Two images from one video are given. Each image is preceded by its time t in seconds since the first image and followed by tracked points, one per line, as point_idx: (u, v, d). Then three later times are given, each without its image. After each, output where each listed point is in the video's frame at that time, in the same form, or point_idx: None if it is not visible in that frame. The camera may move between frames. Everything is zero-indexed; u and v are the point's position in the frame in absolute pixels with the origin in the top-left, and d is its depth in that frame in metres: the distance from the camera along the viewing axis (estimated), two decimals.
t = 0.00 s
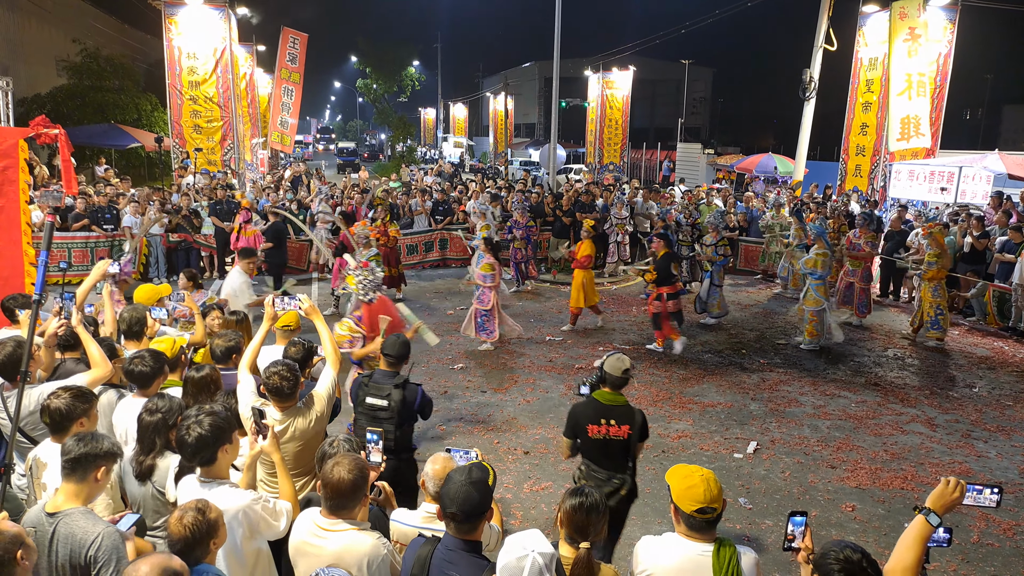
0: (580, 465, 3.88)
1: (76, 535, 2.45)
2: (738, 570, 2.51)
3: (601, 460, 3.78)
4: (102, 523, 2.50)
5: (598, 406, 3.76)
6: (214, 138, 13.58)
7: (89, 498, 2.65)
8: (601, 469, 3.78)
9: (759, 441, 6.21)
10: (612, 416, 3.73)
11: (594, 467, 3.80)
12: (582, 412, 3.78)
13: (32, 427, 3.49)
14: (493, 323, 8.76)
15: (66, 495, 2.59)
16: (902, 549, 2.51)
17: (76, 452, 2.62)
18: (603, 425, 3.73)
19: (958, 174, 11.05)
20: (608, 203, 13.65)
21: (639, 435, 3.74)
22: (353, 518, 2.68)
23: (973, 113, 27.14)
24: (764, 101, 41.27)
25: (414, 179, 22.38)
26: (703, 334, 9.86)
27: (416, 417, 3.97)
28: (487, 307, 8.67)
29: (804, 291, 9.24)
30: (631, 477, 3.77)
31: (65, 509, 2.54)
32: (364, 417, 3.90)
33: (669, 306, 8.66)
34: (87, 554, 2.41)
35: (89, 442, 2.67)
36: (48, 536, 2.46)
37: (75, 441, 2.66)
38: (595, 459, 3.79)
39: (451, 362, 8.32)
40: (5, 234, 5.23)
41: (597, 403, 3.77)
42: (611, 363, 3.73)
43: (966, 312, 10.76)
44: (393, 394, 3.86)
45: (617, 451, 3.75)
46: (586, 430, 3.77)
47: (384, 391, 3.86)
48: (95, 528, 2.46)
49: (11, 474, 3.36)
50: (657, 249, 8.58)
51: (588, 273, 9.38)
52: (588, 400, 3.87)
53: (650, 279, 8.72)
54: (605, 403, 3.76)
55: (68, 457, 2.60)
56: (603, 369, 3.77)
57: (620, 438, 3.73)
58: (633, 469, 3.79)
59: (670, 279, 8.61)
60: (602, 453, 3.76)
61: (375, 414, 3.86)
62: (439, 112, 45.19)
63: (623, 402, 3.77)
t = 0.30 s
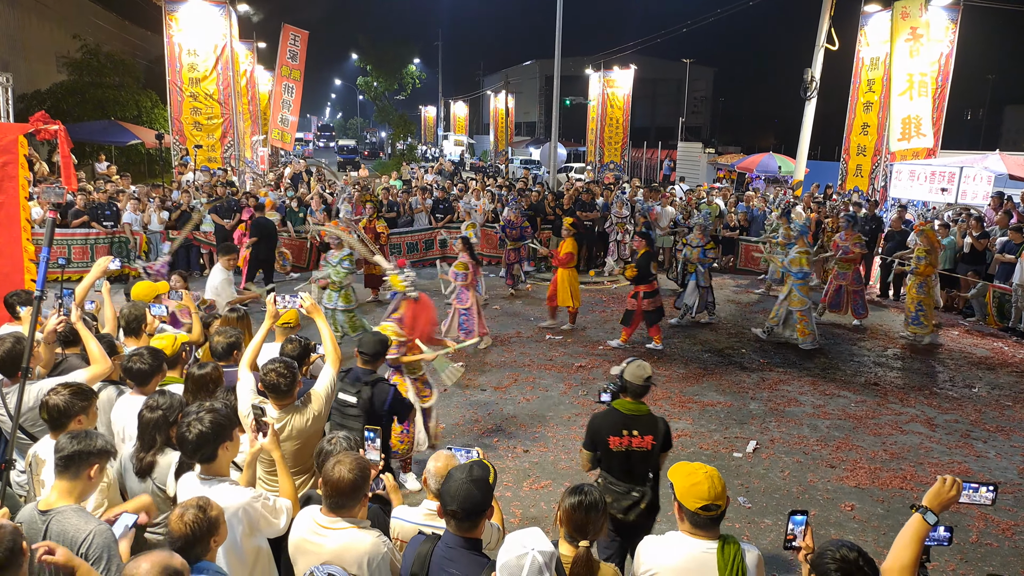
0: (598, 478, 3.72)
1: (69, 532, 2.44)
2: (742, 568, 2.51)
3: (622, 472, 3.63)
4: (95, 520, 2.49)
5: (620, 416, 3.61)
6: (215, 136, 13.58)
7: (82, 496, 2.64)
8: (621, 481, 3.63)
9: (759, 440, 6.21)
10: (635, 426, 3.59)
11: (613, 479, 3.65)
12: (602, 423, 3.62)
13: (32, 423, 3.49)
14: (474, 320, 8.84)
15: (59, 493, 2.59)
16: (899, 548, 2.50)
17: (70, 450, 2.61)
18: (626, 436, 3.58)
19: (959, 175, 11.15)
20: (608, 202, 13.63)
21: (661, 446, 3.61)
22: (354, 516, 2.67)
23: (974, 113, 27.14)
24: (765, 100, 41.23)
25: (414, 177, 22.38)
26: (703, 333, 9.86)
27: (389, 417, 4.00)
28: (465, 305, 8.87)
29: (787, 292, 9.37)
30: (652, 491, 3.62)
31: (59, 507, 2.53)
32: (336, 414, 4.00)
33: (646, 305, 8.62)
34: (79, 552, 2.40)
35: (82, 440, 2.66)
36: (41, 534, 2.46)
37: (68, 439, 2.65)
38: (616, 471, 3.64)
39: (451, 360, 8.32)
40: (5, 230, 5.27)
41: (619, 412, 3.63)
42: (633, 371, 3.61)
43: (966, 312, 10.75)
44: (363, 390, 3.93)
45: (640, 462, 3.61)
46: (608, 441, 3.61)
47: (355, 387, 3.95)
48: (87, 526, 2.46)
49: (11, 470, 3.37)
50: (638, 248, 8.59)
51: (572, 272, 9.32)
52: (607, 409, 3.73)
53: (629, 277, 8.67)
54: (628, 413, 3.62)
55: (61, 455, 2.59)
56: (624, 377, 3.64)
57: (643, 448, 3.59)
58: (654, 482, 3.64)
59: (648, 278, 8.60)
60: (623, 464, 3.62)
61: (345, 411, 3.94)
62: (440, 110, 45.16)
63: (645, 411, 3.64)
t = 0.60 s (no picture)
0: (637, 494, 3.58)
1: (68, 529, 2.44)
2: (731, 565, 2.48)
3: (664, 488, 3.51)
4: (95, 517, 2.49)
5: (661, 430, 3.47)
6: (214, 133, 13.54)
7: (83, 493, 2.63)
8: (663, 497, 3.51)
9: (759, 437, 6.21)
10: (678, 439, 3.45)
11: (654, 496, 3.52)
12: (645, 440, 3.48)
13: (32, 421, 3.48)
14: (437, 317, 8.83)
15: (59, 490, 2.59)
16: (899, 544, 2.50)
17: (68, 447, 2.59)
18: (668, 451, 3.45)
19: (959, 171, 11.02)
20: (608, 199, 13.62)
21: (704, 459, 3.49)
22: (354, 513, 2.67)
23: (974, 110, 27.08)
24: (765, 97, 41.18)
25: (414, 174, 22.37)
26: (702, 330, 9.86)
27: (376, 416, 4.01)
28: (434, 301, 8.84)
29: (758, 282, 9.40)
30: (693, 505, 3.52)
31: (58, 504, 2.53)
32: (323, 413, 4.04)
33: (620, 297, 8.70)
34: (78, 549, 2.40)
35: (81, 437, 2.64)
36: (40, 531, 2.46)
37: (68, 436, 2.63)
38: (657, 486, 3.51)
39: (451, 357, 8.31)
40: (3, 227, 5.26)
41: (660, 425, 3.48)
42: (675, 383, 3.45)
43: (966, 309, 10.74)
44: (347, 389, 3.95)
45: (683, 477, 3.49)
46: (650, 456, 3.48)
47: (339, 387, 3.97)
48: (87, 522, 2.46)
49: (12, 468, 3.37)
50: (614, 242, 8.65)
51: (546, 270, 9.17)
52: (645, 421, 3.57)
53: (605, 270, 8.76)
54: (669, 426, 3.47)
55: (60, 452, 2.58)
56: (665, 388, 3.48)
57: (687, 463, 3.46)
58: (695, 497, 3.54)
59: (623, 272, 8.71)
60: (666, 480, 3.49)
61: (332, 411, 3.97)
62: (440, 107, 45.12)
63: (686, 424, 3.49)
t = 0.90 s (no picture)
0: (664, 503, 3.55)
1: (79, 530, 2.44)
2: (719, 566, 2.48)
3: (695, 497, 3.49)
4: (106, 517, 2.49)
5: (691, 438, 3.43)
6: (213, 131, 13.51)
7: (91, 493, 2.63)
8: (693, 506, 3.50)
9: (758, 435, 6.21)
10: (706, 447, 3.43)
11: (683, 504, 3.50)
12: (675, 447, 3.40)
13: (30, 421, 3.47)
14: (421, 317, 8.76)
15: (68, 491, 2.58)
16: (899, 544, 2.50)
17: (77, 448, 2.59)
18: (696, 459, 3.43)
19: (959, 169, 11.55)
20: (607, 197, 13.62)
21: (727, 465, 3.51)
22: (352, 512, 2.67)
23: (973, 108, 27.11)
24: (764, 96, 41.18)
25: (413, 172, 22.38)
26: (702, 329, 9.87)
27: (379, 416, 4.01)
28: (416, 302, 8.72)
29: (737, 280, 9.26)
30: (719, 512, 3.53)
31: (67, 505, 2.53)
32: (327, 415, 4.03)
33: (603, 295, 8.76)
34: (90, 549, 2.41)
35: (89, 437, 2.64)
36: (49, 531, 2.47)
37: (76, 437, 2.63)
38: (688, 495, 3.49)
39: (451, 355, 8.33)
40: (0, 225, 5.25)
41: (688, 433, 3.44)
42: (704, 390, 3.45)
43: (964, 307, 10.75)
44: (350, 391, 3.94)
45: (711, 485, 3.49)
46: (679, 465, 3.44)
47: (341, 389, 3.97)
48: (99, 522, 2.46)
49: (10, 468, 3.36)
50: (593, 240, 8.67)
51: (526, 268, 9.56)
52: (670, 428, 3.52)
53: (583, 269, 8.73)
54: (696, 434, 3.44)
55: (68, 452, 2.58)
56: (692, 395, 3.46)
57: (715, 470, 3.46)
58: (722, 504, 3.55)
59: (603, 271, 8.70)
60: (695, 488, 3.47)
61: (336, 413, 3.98)
62: (439, 105, 45.11)
63: (712, 430, 3.48)
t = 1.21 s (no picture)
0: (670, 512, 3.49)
1: (85, 535, 2.44)
2: (716, 565, 2.48)
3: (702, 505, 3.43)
4: (112, 522, 2.49)
5: (696, 445, 3.36)
6: (211, 129, 13.50)
7: (96, 497, 2.63)
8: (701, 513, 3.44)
9: (756, 433, 6.22)
10: (712, 454, 3.37)
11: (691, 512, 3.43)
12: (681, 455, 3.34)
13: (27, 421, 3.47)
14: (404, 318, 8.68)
15: (72, 495, 2.58)
16: (901, 544, 2.50)
17: (83, 452, 2.58)
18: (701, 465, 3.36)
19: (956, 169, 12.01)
20: (606, 195, 13.63)
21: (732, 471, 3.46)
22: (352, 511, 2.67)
23: (971, 107, 27.11)
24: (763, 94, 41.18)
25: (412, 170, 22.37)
26: (701, 328, 9.87)
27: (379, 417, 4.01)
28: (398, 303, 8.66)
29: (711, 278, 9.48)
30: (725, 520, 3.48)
31: (72, 509, 2.53)
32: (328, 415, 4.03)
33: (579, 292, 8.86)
34: (95, 553, 2.40)
35: (95, 441, 2.63)
36: (54, 534, 2.47)
37: (82, 440, 2.62)
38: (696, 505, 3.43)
39: (450, 354, 8.33)
40: None
41: (694, 440, 3.38)
42: (709, 396, 3.37)
43: (963, 306, 10.76)
44: (351, 392, 3.94)
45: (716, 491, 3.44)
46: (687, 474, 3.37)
47: (343, 390, 3.97)
48: (105, 528, 2.45)
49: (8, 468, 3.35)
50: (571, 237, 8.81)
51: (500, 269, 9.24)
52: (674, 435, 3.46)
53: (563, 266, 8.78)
54: (701, 440, 3.38)
55: (75, 456, 2.57)
56: (697, 401, 3.41)
57: (721, 477, 3.41)
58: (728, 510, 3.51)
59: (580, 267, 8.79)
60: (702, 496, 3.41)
61: (337, 413, 3.97)
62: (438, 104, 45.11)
63: (718, 436, 3.43)
